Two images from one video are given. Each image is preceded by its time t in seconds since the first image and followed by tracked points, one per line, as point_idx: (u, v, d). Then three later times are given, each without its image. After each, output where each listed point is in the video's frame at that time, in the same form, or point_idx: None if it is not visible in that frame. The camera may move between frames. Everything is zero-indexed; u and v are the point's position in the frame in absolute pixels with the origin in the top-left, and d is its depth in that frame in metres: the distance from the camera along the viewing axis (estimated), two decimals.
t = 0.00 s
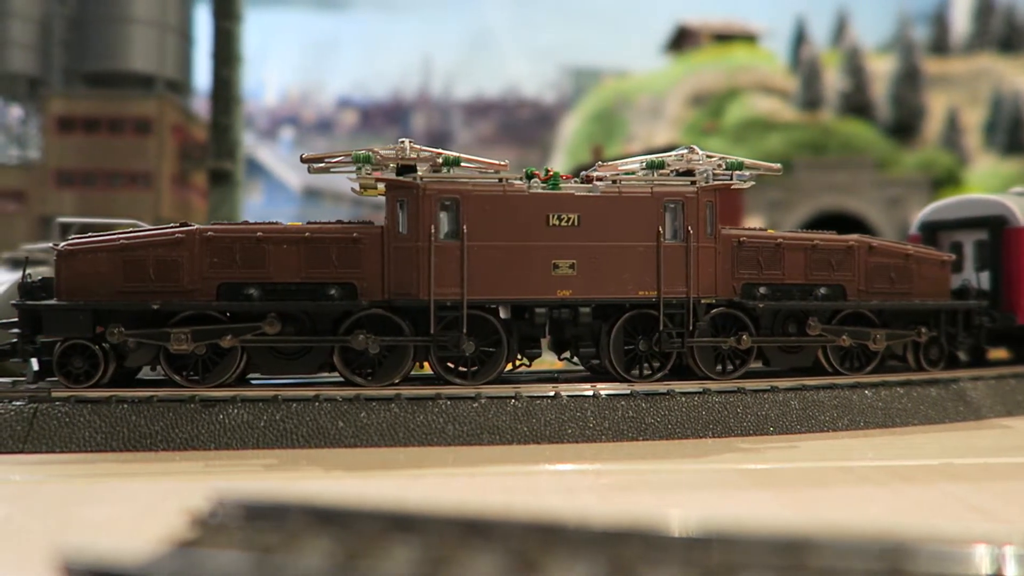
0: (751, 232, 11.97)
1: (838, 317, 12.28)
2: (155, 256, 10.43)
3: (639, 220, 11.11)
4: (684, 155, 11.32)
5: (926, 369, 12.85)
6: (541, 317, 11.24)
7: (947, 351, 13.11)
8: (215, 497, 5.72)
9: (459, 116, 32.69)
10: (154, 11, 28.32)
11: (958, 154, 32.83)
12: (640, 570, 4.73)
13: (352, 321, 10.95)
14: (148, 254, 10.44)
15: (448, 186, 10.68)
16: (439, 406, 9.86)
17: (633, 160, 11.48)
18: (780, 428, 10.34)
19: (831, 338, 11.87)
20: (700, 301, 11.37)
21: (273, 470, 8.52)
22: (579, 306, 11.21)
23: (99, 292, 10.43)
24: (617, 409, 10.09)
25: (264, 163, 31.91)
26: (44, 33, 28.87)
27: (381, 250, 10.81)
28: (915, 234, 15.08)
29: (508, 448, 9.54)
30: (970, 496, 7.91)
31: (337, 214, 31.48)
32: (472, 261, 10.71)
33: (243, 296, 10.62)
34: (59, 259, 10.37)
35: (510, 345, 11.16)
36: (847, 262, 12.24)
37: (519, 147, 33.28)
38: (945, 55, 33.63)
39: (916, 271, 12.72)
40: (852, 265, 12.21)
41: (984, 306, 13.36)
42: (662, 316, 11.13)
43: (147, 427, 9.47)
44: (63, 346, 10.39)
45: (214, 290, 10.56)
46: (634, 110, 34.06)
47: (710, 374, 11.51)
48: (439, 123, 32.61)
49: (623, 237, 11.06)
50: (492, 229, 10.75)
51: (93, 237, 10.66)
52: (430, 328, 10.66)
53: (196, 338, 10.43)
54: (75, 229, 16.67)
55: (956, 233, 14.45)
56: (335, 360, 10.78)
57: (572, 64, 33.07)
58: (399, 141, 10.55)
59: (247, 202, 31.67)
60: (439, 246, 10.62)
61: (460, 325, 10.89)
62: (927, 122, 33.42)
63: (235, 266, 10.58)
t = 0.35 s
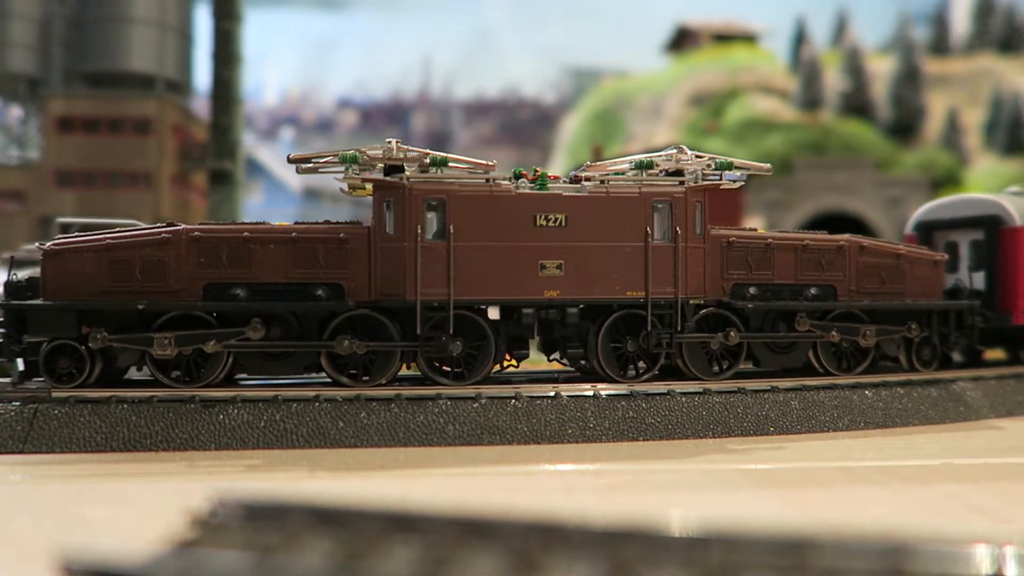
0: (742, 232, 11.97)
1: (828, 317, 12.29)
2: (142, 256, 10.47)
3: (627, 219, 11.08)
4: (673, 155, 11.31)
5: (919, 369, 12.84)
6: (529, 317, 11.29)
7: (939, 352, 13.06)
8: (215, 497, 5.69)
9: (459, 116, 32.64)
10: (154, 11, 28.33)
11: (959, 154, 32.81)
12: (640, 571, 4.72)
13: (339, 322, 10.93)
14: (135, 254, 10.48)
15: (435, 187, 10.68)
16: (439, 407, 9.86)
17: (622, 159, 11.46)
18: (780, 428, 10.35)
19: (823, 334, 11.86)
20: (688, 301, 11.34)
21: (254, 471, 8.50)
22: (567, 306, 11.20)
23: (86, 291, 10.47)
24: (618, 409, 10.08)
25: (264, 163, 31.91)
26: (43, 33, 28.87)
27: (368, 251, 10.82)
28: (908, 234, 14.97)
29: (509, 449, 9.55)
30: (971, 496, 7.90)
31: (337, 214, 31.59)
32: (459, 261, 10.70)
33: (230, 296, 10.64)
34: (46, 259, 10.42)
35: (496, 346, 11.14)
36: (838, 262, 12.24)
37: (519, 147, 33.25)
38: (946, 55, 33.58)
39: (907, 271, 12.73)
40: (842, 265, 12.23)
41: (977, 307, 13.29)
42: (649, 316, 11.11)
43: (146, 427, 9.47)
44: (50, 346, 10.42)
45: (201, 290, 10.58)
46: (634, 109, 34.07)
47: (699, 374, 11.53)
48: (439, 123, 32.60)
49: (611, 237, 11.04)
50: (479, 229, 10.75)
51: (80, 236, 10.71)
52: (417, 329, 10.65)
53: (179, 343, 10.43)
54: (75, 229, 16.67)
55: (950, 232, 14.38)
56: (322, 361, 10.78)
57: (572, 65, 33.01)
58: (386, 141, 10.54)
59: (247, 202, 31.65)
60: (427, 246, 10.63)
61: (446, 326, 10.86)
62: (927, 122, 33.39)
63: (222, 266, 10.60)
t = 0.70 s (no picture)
0: (730, 231, 12.00)
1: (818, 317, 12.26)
2: (127, 256, 10.48)
3: (613, 219, 11.08)
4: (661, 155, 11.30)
5: (909, 369, 12.79)
6: (514, 317, 11.32)
7: (930, 352, 13.05)
8: (214, 497, 5.69)
9: (459, 115, 32.65)
10: (153, 12, 28.33)
11: (959, 154, 32.77)
12: (639, 571, 4.71)
13: (324, 322, 10.92)
14: (119, 253, 10.49)
15: (421, 186, 10.70)
16: (439, 406, 9.85)
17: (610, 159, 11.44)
18: (780, 428, 10.34)
19: (809, 329, 11.84)
20: (674, 301, 11.35)
21: (235, 471, 8.49)
22: (553, 307, 11.27)
23: (70, 291, 10.49)
24: (617, 409, 10.07)
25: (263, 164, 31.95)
26: (43, 33, 28.86)
27: (353, 251, 10.80)
28: (904, 233, 14.98)
29: (508, 448, 9.56)
30: (971, 496, 7.90)
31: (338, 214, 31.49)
32: (445, 261, 10.71)
33: (215, 296, 10.63)
34: (30, 258, 10.44)
35: (483, 346, 11.19)
36: (827, 261, 12.24)
37: (519, 147, 33.18)
38: (945, 56, 33.55)
39: (897, 271, 12.72)
40: (831, 265, 12.22)
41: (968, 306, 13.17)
42: (636, 316, 11.11)
43: (147, 427, 9.47)
44: (34, 346, 10.39)
45: (186, 290, 10.56)
46: (634, 109, 34.08)
47: (686, 374, 11.48)
48: (439, 123, 32.61)
49: (598, 236, 11.05)
50: (464, 229, 10.75)
51: (65, 236, 10.72)
52: (402, 328, 10.66)
53: (163, 348, 10.39)
54: (75, 228, 16.67)
55: (946, 232, 14.37)
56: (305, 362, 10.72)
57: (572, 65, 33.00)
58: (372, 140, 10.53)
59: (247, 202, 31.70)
60: (411, 246, 10.63)
61: (431, 325, 10.91)
62: (926, 122, 33.38)
63: (206, 266, 10.60)
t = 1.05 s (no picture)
0: (715, 231, 12.02)
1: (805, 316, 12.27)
2: (108, 255, 10.53)
3: (596, 218, 11.05)
4: (646, 153, 11.30)
5: (898, 370, 12.74)
6: (496, 317, 11.32)
7: (920, 352, 12.99)
8: (213, 497, 5.66)
9: (459, 116, 32.72)
10: (153, 11, 28.34)
11: (959, 154, 32.74)
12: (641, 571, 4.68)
13: (306, 322, 10.91)
14: (101, 253, 10.54)
15: (403, 185, 10.64)
16: (439, 406, 9.83)
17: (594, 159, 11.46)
18: (780, 428, 10.36)
19: (790, 327, 11.78)
20: (658, 301, 11.31)
21: (216, 472, 8.45)
22: (535, 307, 11.28)
23: (51, 292, 10.56)
24: (618, 409, 10.07)
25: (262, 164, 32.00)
26: (43, 32, 28.82)
27: (336, 251, 10.86)
28: (899, 232, 15.00)
29: (508, 448, 9.57)
30: (973, 496, 7.89)
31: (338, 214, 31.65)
32: (427, 260, 10.67)
33: (198, 296, 10.70)
34: (12, 258, 10.55)
35: (466, 347, 11.19)
36: (814, 261, 12.26)
37: (519, 147, 33.13)
38: (946, 56, 33.85)
39: (885, 270, 12.67)
40: (818, 264, 12.25)
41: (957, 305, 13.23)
42: (621, 316, 11.07)
43: (146, 427, 9.47)
44: (17, 344, 10.44)
45: (169, 289, 10.64)
46: (634, 110, 34.08)
47: (670, 375, 11.45)
48: (439, 124, 32.66)
49: (581, 236, 11.03)
50: (447, 229, 10.71)
51: (48, 237, 10.82)
52: (383, 329, 10.71)
53: (149, 356, 10.40)
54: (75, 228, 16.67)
55: (939, 231, 14.35)
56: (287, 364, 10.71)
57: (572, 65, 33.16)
58: (355, 139, 10.56)
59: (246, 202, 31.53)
60: (393, 246, 10.60)
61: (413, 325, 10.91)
62: (926, 121, 33.39)
63: (189, 265, 10.66)
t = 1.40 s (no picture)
0: (705, 231, 11.98)
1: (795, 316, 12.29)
2: (95, 255, 10.53)
3: (582, 218, 11.06)
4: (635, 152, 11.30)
5: (891, 372, 12.70)
6: (484, 316, 11.19)
7: (914, 352, 12.94)
8: (220, 497, 5.72)
9: (460, 116, 32.66)
10: (154, 11, 28.37)
11: (960, 154, 32.73)
12: (648, 571, 4.69)
13: (293, 322, 10.90)
14: (88, 253, 10.54)
15: (389, 185, 10.65)
16: (443, 406, 9.84)
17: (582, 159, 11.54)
18: (784, 428, 10.35)
19: (775, 327, 11.73)
20: (647, 301, 11.30)
21: (199, 472, 8.44)
22: (523, 306, 11.19)
23: (38, 291, 10.56)
24: (621, 409, 10.07)
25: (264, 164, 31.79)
26: (44, 32, 28.84)
27: (323, 251, 10.85)
28: (893, 232, 14.92)
29: (512, 448, 9.56)
30: (977, 495, 7.90)
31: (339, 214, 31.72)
32: (413, 261, 10.69)
33: (185, 296, 10.75)
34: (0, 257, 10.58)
35: (454, 348, 11.18)
36: (805, 260, 12.22)
37: (520, 147, 33.01)
38: (946, 55, 33.63)
39: (877, 270, 12.66)
40: (810, 264, 12.21)
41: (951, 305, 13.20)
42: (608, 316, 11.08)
43: (151, 427, 9.47)
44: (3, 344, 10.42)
45: (155, 289, 10.63)
46: (636, 109, 34.13)
47: (658, 375, 11.44)
48: (439, 123, 32.60)
49: (569, 235, 11.04)
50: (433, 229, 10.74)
51: (36, 236, 10.81)
52: (369, 329, 10.66)
53: (141, 360, 10.42)
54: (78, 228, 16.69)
55: (936, 231, 14.32)
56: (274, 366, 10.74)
57: (572, 64, 33.06)
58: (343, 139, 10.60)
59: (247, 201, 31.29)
60: (379, 246, 10.61)
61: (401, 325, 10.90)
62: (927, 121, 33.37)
63: (175, 265, 10.65)
